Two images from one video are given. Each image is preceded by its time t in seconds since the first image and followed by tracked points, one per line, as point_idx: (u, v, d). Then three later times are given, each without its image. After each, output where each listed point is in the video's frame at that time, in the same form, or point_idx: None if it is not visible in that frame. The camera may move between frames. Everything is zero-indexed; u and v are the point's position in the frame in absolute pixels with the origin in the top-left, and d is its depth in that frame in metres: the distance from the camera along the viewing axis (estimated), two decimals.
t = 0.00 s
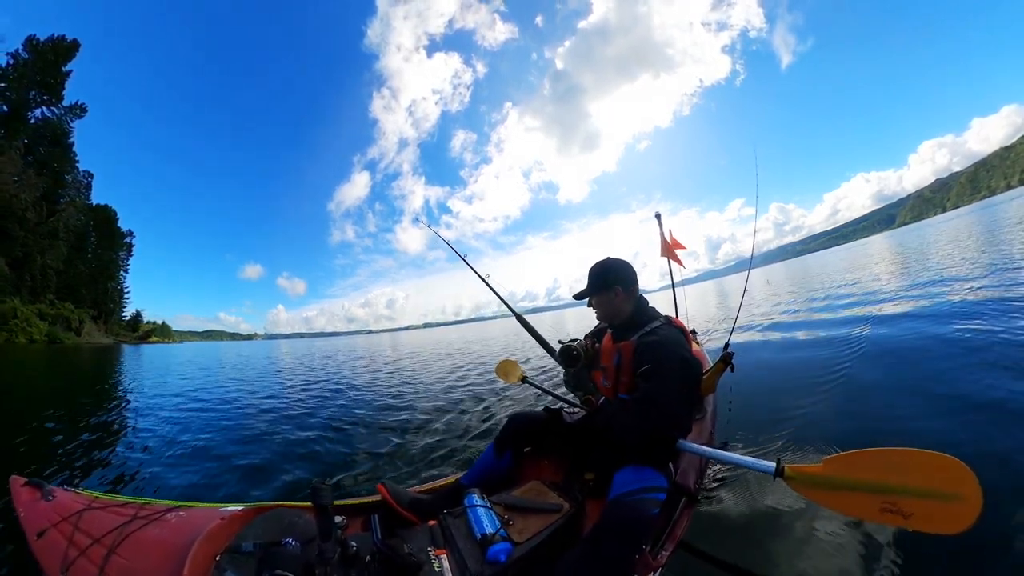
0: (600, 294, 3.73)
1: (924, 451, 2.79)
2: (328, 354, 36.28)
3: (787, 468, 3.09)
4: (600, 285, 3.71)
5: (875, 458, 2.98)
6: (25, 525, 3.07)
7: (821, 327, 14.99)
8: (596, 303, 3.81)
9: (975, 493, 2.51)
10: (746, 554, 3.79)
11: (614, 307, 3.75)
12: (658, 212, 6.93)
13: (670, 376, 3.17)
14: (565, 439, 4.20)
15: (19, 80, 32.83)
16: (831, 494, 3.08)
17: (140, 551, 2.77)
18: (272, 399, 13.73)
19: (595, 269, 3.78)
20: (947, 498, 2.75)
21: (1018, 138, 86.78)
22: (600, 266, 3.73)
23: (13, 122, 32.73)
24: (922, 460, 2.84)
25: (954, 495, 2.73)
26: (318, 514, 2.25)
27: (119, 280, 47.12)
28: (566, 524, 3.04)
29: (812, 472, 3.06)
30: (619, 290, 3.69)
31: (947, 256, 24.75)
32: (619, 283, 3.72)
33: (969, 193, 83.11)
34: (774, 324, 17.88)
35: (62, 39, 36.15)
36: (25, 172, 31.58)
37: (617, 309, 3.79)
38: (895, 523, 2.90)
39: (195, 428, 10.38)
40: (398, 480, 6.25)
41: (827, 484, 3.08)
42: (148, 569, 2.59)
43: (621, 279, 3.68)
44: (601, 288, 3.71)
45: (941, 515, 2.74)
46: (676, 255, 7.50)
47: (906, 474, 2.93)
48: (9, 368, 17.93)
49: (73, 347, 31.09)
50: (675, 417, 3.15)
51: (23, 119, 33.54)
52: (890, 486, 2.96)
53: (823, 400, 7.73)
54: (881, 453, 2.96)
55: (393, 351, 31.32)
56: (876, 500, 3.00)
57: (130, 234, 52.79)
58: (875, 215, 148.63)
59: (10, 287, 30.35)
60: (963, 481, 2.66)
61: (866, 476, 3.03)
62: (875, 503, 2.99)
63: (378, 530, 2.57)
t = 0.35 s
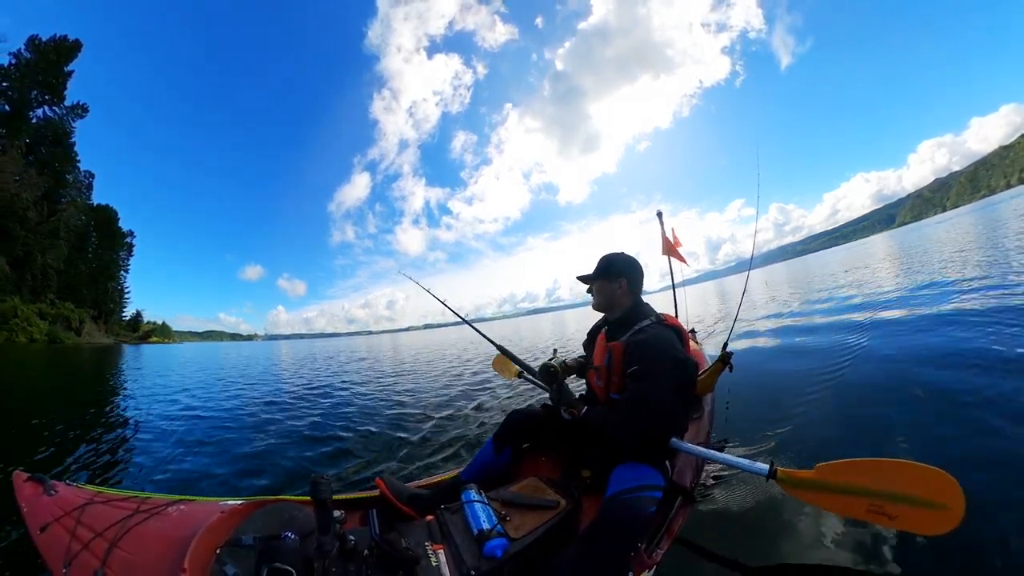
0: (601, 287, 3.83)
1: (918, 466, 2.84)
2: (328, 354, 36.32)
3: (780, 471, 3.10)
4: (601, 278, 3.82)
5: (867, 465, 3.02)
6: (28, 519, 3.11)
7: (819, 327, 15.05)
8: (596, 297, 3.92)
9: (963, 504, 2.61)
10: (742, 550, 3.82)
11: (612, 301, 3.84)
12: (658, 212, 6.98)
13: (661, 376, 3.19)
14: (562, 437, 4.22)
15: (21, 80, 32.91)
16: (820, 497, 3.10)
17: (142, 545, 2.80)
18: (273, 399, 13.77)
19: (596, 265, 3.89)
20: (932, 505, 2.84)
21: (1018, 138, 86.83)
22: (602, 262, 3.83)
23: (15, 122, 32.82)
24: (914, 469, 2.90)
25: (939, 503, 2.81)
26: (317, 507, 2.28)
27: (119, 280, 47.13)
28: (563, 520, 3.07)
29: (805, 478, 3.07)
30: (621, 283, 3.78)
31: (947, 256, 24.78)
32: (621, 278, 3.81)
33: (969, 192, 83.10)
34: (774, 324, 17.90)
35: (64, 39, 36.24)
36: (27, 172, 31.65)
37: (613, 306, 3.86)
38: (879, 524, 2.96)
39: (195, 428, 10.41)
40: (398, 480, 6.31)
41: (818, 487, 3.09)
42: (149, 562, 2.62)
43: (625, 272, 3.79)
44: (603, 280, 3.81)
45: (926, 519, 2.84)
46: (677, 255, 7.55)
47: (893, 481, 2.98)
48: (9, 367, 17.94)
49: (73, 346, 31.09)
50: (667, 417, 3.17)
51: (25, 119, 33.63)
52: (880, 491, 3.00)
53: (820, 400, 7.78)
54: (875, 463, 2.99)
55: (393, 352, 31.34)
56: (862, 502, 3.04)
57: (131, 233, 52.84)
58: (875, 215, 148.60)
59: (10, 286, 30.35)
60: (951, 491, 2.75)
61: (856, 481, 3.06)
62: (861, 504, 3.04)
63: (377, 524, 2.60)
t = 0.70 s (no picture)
0: (602, 289, 3.82)
1: (929, 462, 2.80)
2: (327, 355, 36.26)
3: (786, 471, 3.08)
4: (602, 280, 3.81)
5: (875, 465, 2.99)
6: (28, 523, 3.07)
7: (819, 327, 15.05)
8: (598, 299, 3.90)
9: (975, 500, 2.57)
10: (747, 552, 3.79)
11: (614, 302, 3.82)
12: (658, 213, 6.96)
13: (661, 379, 3.14)
14: (565, 440, 4.21)
15: (22, 80, 32.90)
16: (828, 495, 3.08)
17: (143, 550, 2.77)
18: (273, 400, 13.73)
19: (597, 268, 3.87)
20: (943, 503, 2.80)
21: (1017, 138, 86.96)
22: (602, 265, 3.81)
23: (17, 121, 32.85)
24: (926, 468, 2.85)
25: (951, 501, 2.77)
26: (319, 514, 2.25)
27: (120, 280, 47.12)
28: (567, 525, 3.04)
29: (811, 476, 3.05)
30: (623, 285, 3.75)
31: (947, 255, 24.82)
32: (624, 279, 3.79)
33: (969, 192, 83.22)
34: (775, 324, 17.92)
35: (66, 39, 36.25)
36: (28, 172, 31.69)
37: (614, 310, 3.83)
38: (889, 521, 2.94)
39: (195, 429, 10.37)
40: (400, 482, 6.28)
41: (825, 486, 3.07)
42: (149, 569, 2.59)
43: (626, 274, 3.77)
44: (605, 282, 3.79)
45: (937, 516, 2.80)
46: (677, 256, 7.52)
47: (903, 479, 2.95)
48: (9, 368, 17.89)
49: (73, 346, 31.07)
50: (669, 419, 3.13)
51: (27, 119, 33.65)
52: (889, 489, 2.97)
53: (823, 401, 7.76)
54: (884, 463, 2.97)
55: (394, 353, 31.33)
56: (872, 500, 3.01)
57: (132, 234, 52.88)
58: (875, 215, 148.59)
59: (11, 286, 30.32)
60: (963, 488, 2.70)
61: (866, 480, 3.03)
62: (871, 502, 3.01)
63: (380, 530, 2.57)
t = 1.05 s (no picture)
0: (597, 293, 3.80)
1: (934, 448, 2.77)
2: (327, 355, 36.25)
3: (788, 467, 3.07)
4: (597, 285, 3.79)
5: (879, 455, 2.96)
6: (26, 525, 3.05)
7: (818, 327, 15.08)
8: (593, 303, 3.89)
9: (981, 486, 2.51)
10: (748, 554, 3.79)
11: (610, 308, 3.80)
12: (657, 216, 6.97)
13: (657, 381, 3.11)
14: (566, 445, 4.20)
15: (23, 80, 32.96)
16: (834, 488, 3.06)
17: (141, 555, 2.75)
18: (273, 401, 13.72)
19: (590, 273, 3.84)
20: (950, 490, 2.76)
21: (1016, 138, 87.09)
22: (595, 270, 3.78)
23: (18, 121, 32.94)
24: (929, 455, 2.83)
25: (959, 487, 2.73)
26: (321, 519, 2.24)
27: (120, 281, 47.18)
28: (569, 528, 3.03)
29: (814, 470, 3.05)
30: (616, 290, 3.74)
31: (944, 256, 24.88)
32: (618, 283, 3.78)
33: (968, 192, 83.40)
34: (774, 325, 17.96)
35: (68, 39, 36.34)
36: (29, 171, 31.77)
37: (610, 314, 3.82)
38: (897, 511, 2.90)
39: (195, 429, 10.36)
40: (401, 484, 6.28)
41: (830, 479, 3.07)
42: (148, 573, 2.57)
43: (621, 278, 3.76)
44: (599, 287, 3.77)
45: (942, 503, 2.76)
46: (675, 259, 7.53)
47: (911, 469, 2.91)
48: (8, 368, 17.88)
49: (74, 346, 31.07)
50: (667, 419, 3.11)
51: (27, 118, 33.71)
52: (893, 479, 2.96)
53: (823, 402, 7.77)
54: (889, 452, 2.95)
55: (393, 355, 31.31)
56: (879, 490, 2.98)
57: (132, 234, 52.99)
58: (874, 216, 148.83)
59: (11, 286, 30.39)
60: (968, 474, 2.67)
61: (870, 470, 3.01)
62: (878, 492, 2.98)
63: (381, 534, 2.55)
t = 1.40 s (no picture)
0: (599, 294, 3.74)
1: (942, 446, 2.68)
2: (327, 355, 36.17)
3: (796, 468, 3.00)
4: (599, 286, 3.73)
5: (886, 454, 2.90)
6: (17, 533, 2.97)
7: (819, 327, 15.06)
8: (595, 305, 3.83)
9: (987, 484, 2.43)
10: (753, 558, 3.72)
11: (612, 310, 3.72)
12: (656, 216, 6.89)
13: (661, 383, 3.04)
14: (569, 450, 4.13)
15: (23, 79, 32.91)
16: (842, 488, 2.99)
17: (134, 563, 2.68)
18: (273, 402, 13.65)
19: (590, 275, 3.77)
20: (961, 485, 2.68)
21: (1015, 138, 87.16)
22: (594, 272, 3.71)
23: (18, 120, 32.90)
24: (936, 451, 2.74)
25: (968, 483, 2.64)
26: (318, 527, 2.17)
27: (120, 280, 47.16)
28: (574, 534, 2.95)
29: (821, 472, 2.97)
30: (617, 292, 3.67)
31: (944, 255, 24.86)
32: (620, 285, 3.71)
33: (968, 191, 83.45)
34: (775, 325, 17.91)
35: (68, 39, 36.30)
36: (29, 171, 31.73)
37: (612, 316, 3.75)
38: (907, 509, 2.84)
39: (194, 430, 10.28)
40: (401, 485, 6.20)
41: (838, 480, 2.99)
42: None
43: (621, 281, 3.69)
44: (601, 288, 3.70)
45: (952, 499, 2.70)
46: (675, 259, 7.46)
47: (920, 465, 2.84)
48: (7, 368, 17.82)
49: (73, 346, 31.02)
50: (672, 422, 3.04)
51: (27, 118, 33.67)
52: (900, 476, 2.90)
53: (826, 402, 7.70)
54: (895, 450, 2.87)
55: (393, 355, 31.27)
56: (887, 488, 2.93)
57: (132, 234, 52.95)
58: (874, 216, 148.99)
59: (11, 286, 30.35)
60: (974, 470, 2.59)
61: (877, 468, 2.94)
62: (886, 490, 2.92)
63: (381, 542, 2.48)
